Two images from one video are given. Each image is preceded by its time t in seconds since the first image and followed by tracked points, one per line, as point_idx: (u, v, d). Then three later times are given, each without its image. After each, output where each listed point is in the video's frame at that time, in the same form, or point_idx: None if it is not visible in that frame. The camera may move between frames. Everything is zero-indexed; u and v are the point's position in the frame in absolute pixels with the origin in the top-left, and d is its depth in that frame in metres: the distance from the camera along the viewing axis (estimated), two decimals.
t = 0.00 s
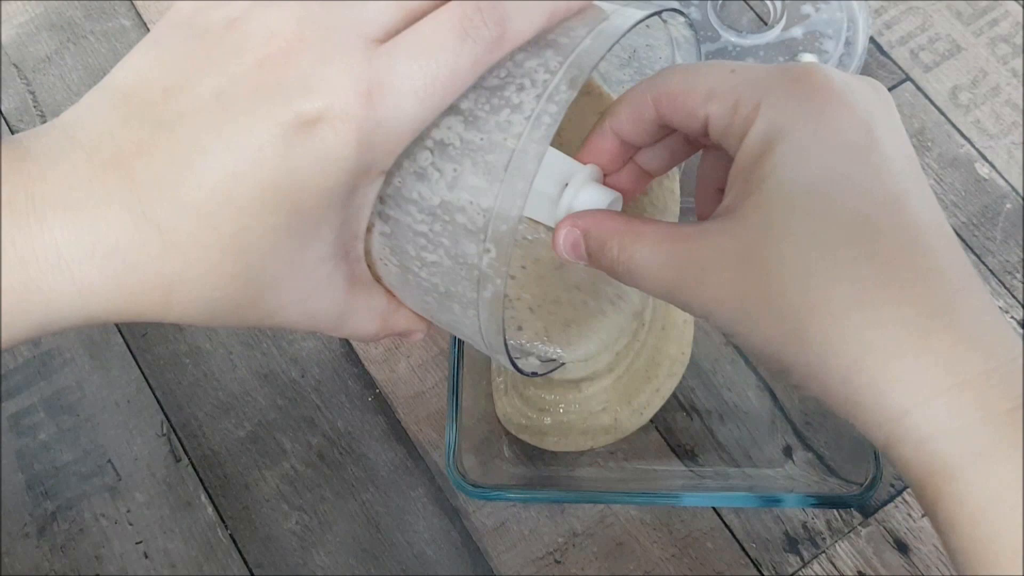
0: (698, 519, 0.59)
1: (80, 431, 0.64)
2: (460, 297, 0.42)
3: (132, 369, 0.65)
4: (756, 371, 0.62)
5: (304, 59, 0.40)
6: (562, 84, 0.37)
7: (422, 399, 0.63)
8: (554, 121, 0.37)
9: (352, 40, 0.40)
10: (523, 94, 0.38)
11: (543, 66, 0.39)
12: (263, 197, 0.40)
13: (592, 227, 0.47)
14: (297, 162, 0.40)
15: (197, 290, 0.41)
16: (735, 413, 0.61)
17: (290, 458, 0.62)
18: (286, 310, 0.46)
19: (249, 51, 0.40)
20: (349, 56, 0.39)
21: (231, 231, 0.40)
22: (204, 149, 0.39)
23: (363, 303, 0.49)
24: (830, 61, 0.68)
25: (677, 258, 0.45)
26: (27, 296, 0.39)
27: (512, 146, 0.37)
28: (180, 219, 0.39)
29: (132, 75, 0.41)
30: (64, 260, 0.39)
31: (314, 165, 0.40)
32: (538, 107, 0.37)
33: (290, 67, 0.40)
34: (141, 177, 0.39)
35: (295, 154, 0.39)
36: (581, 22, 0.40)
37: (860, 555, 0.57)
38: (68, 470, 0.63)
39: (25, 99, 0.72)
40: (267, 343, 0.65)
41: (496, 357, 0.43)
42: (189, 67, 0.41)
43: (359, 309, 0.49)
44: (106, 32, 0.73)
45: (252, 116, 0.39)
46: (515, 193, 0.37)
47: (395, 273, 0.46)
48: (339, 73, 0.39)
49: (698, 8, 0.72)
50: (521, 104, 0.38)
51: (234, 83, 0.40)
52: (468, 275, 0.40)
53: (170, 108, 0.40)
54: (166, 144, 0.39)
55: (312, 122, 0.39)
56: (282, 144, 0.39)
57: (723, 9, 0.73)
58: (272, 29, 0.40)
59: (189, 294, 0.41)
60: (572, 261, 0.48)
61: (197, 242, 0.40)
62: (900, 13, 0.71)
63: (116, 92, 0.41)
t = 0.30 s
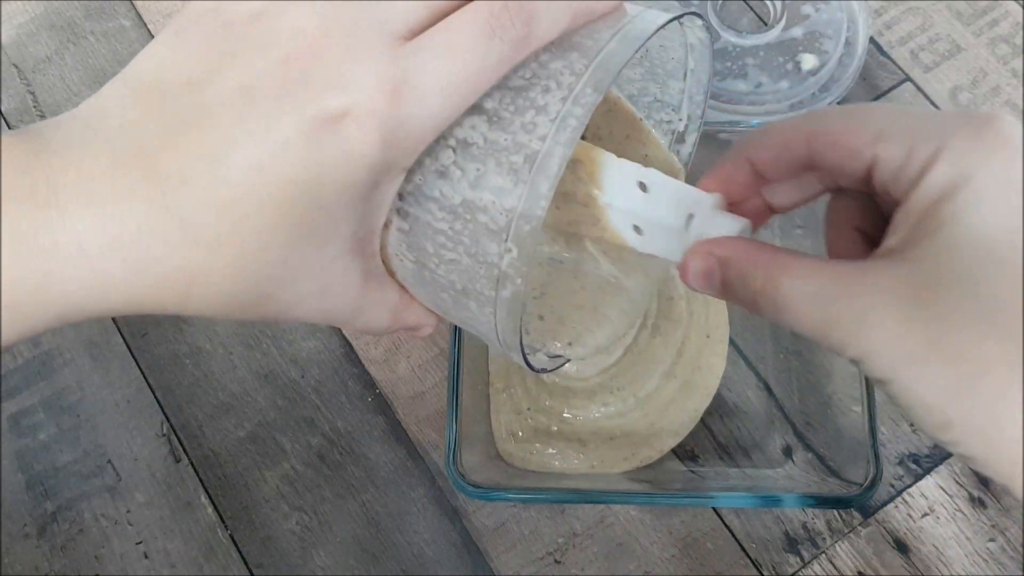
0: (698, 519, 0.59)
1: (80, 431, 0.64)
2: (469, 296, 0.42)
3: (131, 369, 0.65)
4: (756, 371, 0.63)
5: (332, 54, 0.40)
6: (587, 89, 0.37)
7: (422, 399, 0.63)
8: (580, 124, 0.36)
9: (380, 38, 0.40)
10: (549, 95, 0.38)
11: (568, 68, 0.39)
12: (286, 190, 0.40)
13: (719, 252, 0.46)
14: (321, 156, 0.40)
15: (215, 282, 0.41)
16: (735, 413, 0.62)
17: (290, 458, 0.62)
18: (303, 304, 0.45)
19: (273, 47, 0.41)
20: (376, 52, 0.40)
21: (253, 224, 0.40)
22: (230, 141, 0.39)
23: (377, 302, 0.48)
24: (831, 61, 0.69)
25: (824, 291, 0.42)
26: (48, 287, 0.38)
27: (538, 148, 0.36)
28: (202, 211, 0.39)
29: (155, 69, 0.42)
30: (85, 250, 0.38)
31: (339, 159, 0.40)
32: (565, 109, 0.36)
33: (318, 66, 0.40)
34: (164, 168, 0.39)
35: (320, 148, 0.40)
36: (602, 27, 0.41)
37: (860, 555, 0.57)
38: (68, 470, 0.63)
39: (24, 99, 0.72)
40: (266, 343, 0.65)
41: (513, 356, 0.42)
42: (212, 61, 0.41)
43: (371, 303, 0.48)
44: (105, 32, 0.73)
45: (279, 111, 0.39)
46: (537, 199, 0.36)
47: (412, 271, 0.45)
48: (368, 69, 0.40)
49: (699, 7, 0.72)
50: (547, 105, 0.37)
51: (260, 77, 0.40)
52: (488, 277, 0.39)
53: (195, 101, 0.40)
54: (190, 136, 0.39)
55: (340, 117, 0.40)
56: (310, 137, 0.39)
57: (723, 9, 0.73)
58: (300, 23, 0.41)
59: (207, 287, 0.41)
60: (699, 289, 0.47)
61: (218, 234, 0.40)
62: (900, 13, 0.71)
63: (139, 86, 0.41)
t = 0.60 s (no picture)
0: (698, 519, 0.59)
1: (80, 432, 0.64)
2: (473, 295, 0.42)
3: (131, 369, 0.65)
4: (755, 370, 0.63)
5: (361, 57, 0.39)
6: (617, 110, 0.36)
7: (422, 399, 0.63)
8: (605, 148, 0.36)
9: (413, 47, 0.39)
10: (577, 113, 0.37)
11: (599, 87, 0.37)
12: (306, 187, 0.40)
13: (900, 392, 0.39)
14: (344, 159, 0.39)
15: (232, 272, 0.42)
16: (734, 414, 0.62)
17: (291, 458, 0.62)
18: (314, 291, 0.46)
19: (302, 45, 0.40)
20: (407, 61, 0.39)
21: (273, 218, 0.40)
22: (252, 139, 0.39)
23: (388, 283, 0.48)
24: (831, 61, 0.69)
25: (1002, 464, 0.37)
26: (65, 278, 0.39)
27: (560, 167, 0.36)
28: (224, 205, 0.39)
29: (177, 56, 0.41)
30: (107, 241, 0.38)
31: (364, 164, 0.40)
32: (592, 129, 0.36)
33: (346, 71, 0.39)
34: (186, 161, 0.38)
35: (343, 153, 0.39)
36: (638, 44, 0.39)
37: (860, 556, 0.57)
38: (68, 470, 0.63)
39: (24, 99, 0.72)
40: (266, 343, 0.65)
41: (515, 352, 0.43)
42: (236, 53, 0.40)
43: (382, 288, 0.48)
44: (105, 32, 0.73)
45: (304, 115, 0.39)
46: (553, 220, 0.36)
47: (424, 262, 0.44)
48: (397, 77, 0.39)
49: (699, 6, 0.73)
50: (573, 124, 0.37)
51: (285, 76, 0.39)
52: (500, 283, 0.39)
53: (219, 94, 0.39)
54: (214, 131, 0.39)
55: (366, 122, 0.39)
56: (336, 141, 0.39)
57: (724, 8, 0.73)
58: (331, 23, 0.40)
59: (224, 277, 0.42)
60: (865, 422, 0.41)
61: (238, 228, 0.40)
62: (901, 13, 0.71)
63: (162, 73, 0.40)
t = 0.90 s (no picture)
0: (698, 519, 0.59)
1: (80, 432, 0.64)
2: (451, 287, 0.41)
3: (131, 369, 0.65)
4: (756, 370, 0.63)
5: (350, 61, 0.37)
6: (600, 135, 0.35)
7: (422, 399, 0.63)
8: (583, 174, 0.36)
9: (404, 54, 0.36)
10: (560, 132, 0.36)
11: (585, 108, 0.36)
12: (288, 182, 0.40)
13: (918, 536, 0.47)
14: (330, 163, 0.39)
15: (213, 255, 0.43)
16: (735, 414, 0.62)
17: (290, 458, 0.62)
18: (292, 262, 0.47)
19: (293, 44, 0.37)
20: (396, 70, 0.36)
21: (253, 211, 0.41)
22: (238, 139, 0.39)
23: (365, 251, 0.50)
24: (831, 61, 0.69)
25: None
26: (55, 257, 0.41)
27: (539, 185, 0.35)
28: (206, 199, 0.40)
29: (171, 38, 0.39)
30: (93, 228, 0.40)
31: (351, 168, 0.39)
32: (574, 151, 0.35)
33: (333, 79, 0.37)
34: (171, 156, 0.39)
35: (329, 157, 0.39)
36: (631, 65, 0.36)
37: (860, 556, 0.57)
38: (68, 470, 0.63)
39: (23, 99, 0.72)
40: (266, 344, 0.65)
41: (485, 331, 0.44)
42: (227, 45, 0.38)
43: (359, 253, 0.49)
44: (105, 32, 0.73)
45: (291, 122, 0.38)
46: (527, 235, 0.37)
47: (400, 240, 0.43)
48: (386, 88, 0.37)
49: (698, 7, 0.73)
50: (557, 142, 0.35)
51: (275, 79, 0.38)
52: (467, 278, 0.39)
53: (208, 87, 0.38)
54: (200, 126, 0.39)
55: (353, 130, 0.38)
56: (320, 146, 0.38)
57: (723, 9, 0.73)
58: (324, 21, 0.37)
59: (207, 258, 0.44)
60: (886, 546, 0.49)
61: (220, 219, 0.41)
62: (900, 13, 0.71)
63: (154, 57, 0.39)
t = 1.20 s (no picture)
0: (698, 517, 0.59)
1: (80, 430, 0.64)
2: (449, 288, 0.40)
3: (130, 368, 0.65)
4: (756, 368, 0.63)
5: (343, 64, 0.37)
6: (594, 142, 0.36)
7: (422, 398, 0.63)
8: (573, 180, 0.36)
9: (399, 57, 0.36)
10: (553, 137, 0.36)
11: (580, 113, 0.36)
12: (278, 185, 0.40)
13: (933, 496, 0.46)
14: (321, 165, 0.39)
15: (203, 253, 0.44)
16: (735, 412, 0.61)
17: (289, 456, 0.62)
18: (283, 257, 0.48)
19: (286, 45, 0.37)
20: (389, 73, 0.36)
21: (241, 212, 0.42)
22: (227, 140, 0.39)
23: (357, 247, 0.50)
24: (831, 59, 0.70)
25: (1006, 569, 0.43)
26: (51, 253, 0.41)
27: (531, 190, 0.35)
28: (195, 199, 0.41)
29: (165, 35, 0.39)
30: (82, 225, 0.41)
31: (343, 171, 0.39)
32: (566, 158, 0.35)
33: (325, 82, 0.37)
34: (161, 156, 0.39)
35: (319, 160, 0.39)
36: (627, 70, 0.36)
37: (860, 554, 0.57)
38: (68, 468, 0.63)
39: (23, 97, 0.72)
40: (266, 342, 0.65)
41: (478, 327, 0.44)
42: (221, 43, 0.38)
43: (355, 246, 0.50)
44: (105, 30, 0.73)
45: (282, 124, 0.38)
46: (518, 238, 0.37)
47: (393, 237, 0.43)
48: (379, 92, 0.36)
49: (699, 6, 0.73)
50: (549, 148, 0.35)
51: (267, 79, 0.37)
52: (458, 277, 0.39)
53: (200, 87, 0.38)
54: (190, 127, 0.39)
55: (345, 132, 0.38)
56: (310, 149, 0.38)
57: (725, 7, 0.73)
58: (319, 24, 0.37)
59: (197, 257, 0.44)
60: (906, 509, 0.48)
61: (209, 220, 0.42)
62: (900, 11, 0.71)
63: (147, 54, 0.39)
